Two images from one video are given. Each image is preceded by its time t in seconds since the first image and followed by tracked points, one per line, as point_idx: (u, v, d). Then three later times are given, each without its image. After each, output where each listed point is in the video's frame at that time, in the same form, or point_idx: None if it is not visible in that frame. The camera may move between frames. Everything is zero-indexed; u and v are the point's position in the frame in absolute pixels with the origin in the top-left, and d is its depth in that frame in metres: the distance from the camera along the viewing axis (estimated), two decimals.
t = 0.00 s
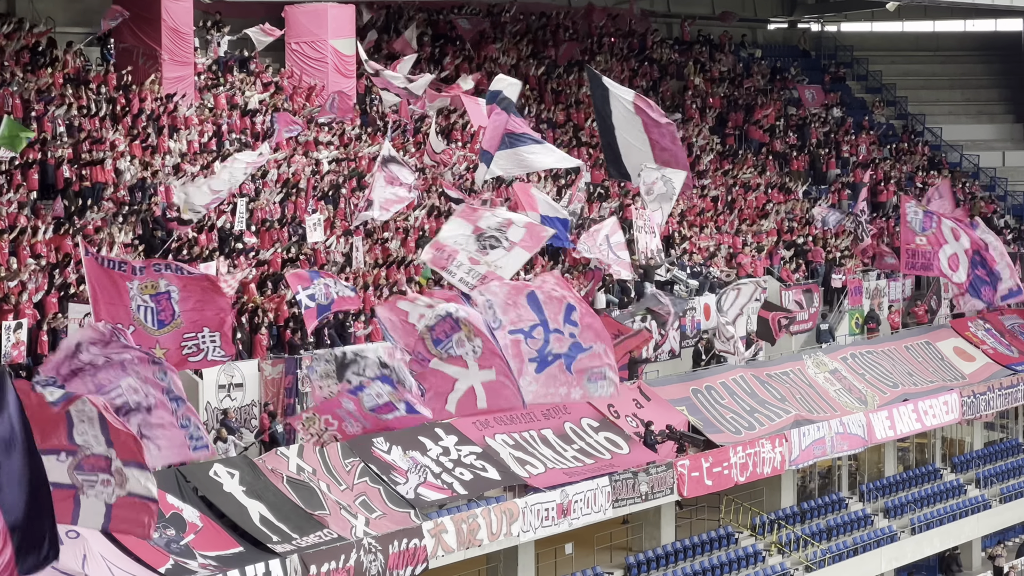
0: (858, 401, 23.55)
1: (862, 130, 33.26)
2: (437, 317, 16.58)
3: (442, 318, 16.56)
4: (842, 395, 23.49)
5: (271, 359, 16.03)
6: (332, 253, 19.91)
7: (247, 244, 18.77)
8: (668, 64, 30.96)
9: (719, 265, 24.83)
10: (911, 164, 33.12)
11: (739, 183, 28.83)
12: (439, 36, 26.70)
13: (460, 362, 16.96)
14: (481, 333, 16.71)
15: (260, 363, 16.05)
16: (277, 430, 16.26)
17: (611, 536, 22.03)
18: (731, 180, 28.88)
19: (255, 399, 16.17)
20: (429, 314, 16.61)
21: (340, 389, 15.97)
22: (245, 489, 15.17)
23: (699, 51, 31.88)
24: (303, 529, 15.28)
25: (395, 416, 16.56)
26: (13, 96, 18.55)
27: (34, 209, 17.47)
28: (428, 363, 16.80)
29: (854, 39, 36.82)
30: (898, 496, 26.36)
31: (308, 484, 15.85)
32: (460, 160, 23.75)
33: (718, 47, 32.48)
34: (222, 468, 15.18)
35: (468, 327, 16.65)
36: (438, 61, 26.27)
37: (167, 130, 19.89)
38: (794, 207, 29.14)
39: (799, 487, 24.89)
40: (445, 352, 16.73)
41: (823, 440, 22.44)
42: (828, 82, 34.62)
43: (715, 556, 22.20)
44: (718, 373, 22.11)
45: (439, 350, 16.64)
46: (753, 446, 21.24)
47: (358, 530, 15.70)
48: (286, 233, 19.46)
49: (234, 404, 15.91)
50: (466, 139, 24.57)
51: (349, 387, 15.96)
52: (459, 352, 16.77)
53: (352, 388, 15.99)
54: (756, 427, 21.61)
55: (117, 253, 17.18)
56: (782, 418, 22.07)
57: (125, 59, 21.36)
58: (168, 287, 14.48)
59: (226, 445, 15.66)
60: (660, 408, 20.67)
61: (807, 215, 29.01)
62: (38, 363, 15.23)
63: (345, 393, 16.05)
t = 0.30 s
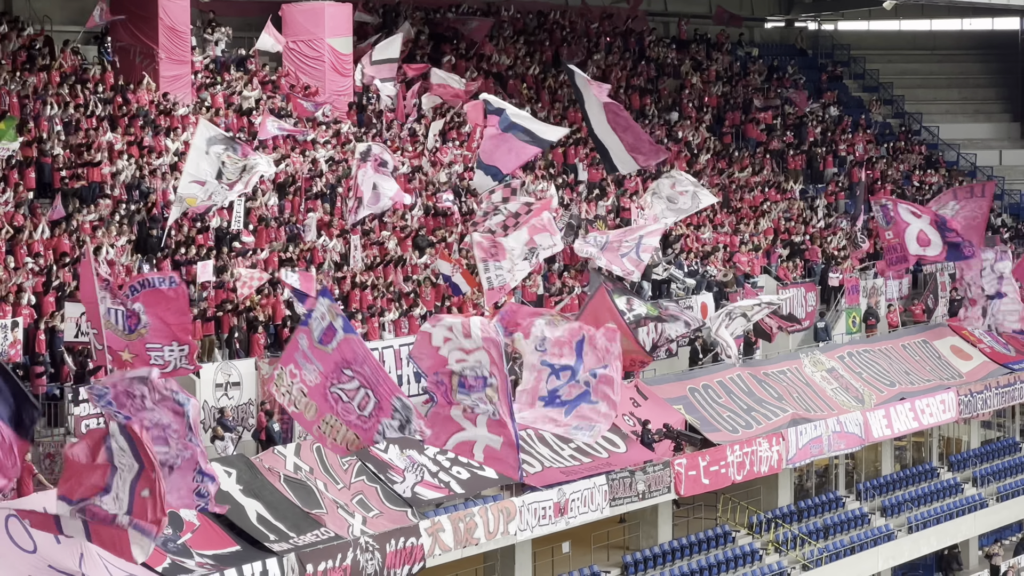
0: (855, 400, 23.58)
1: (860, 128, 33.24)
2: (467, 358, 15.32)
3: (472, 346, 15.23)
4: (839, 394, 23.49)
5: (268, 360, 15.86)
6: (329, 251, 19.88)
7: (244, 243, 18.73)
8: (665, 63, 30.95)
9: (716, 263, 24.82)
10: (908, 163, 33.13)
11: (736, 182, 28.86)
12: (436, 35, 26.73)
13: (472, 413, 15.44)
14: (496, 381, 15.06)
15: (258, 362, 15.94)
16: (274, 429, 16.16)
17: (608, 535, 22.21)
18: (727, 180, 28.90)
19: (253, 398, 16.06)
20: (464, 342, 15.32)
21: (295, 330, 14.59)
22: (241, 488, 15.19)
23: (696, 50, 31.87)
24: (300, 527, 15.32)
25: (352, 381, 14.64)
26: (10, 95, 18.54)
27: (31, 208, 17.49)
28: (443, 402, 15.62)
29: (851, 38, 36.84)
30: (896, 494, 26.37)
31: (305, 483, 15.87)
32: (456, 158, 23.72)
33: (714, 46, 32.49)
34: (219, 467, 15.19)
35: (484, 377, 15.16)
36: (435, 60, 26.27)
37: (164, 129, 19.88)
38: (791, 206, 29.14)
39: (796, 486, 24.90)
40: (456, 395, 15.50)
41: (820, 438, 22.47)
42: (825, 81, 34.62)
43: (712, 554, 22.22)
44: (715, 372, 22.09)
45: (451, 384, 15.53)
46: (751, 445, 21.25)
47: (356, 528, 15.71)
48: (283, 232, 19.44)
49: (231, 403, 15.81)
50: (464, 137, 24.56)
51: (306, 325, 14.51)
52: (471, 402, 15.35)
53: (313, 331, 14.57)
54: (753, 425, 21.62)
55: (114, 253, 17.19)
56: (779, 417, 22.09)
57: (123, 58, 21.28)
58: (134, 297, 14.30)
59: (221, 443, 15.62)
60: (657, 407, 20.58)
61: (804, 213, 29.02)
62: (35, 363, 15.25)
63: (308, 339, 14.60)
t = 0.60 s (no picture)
0: (853, 399, 23.58)
1: (857, 128, 33.23)
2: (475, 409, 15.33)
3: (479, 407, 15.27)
4: (838, 393, 23.49)
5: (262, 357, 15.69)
6: (327, 252, 19.86)
7: (242, 244, 18.72)
8: (663, 63, 30.97)
9: (714, 263, 24.82)
10: (906, 162, 33.11)
11: (734, 182, 28.88)
12: (434, 35, 26.75)
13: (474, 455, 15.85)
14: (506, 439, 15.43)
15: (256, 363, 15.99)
16: (271, 428, 16.07)
17: (606, 535, 22.04)
18: (725, 179, 28.92)
19: (251, 399, 16.06)
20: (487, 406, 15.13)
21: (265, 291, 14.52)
22: (239, 488, 15.18)
23: (694, 50, 31.91)
24: (298, 527, 15.31)
25: (307, 318, 14.23)
26: (8, 96, 18.53)
27: (29, 207, 17.49)
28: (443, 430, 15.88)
29: (849, 37, 36.87)
30: (894, 494, 26.37)
31: (303, 483, 15.85)
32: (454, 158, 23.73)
33: (713, 46, 32.52)
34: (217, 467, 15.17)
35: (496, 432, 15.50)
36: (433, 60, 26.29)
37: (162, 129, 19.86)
38: (789, 205, 29.10)
39: (794, 486, 24.90)
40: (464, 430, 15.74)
41: (818, 438, 22.46)
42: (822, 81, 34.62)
43: (710, 554, 22.23)
44: (713, 372, 22.11)
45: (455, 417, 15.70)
46: (749, 444, 21.24)
47: (354, 528, 15.71)
48: (281, 231, 19.43)
49: (228, 403, 15.79)
50: (461, 137, 24.56)
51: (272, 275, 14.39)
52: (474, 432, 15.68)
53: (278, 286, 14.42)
54: (751, 425, 21.62)
55: (112, 253, 17.18)
56: (777, 416, 22.09)
57: (119, 57, 21.12)
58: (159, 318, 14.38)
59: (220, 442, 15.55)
60: (655, 406, 20.66)
61: (802, 213, 29.00)
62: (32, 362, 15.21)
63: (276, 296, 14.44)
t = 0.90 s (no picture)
0: (852, 399, 23.58)
1: (855, 128, 33.24)
2: (480, 395, 14.45)
3: (480, 388, 14.43)
4: (836, 393, 23.49)
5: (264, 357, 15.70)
6: (325, 251, 19.83)
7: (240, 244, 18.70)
8: (660, 63, 30.99)
9: (713, 263, 24.82)
10: (905, 161, 33.11)
11: (732, 182, 28.90)
12: (432, 34, 26.75)
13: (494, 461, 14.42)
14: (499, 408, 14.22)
15: (254, 362, 15.84)
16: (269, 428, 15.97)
17: (604, 534, 21.98)
18: (723, 179, 28.94)
19: (249, 399, 15.92)
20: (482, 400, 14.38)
21: (223, 280, 15.23)
22: (238, 488, 15.19)
23: (692, 50, 31.98)
24: (297, 527, 15.31)
25: (274, 278, 15.19)
26: (6, 96, 18.48)
27: (27, 207, 17.47)
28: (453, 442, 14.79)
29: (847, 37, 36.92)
30: (892, 494, 26.40)
31: (302, 483, 15.87)
32: (452, 157, 23.72)
33: (711, 45, 32.55)
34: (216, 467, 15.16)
35: (504, 418, 14.28)
36: (431, 60, 26.28)
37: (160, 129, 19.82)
38: (786, 205, 29.06)
39: (792, 485, 24.93)
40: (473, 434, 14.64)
41: (817, 438, 22.46)
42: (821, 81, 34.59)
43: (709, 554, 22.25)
44: (711, 372, 22.11)
45: (463, 422, 14.70)
46: (747, 444, 21.24)
47: (352, 528, 15.75)
48: (279, 231, 19.40)
49: (226, 404, 15.60)
50: (459, 137, 24.53)
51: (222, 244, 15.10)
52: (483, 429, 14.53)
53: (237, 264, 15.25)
54: (750, 425, 21.63)
55: (110, 254, 17.14)
56: (776, 416, 22.09)
57: (118, 57, 21.26)
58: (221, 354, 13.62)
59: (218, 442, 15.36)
60: (654, 406, 20.65)
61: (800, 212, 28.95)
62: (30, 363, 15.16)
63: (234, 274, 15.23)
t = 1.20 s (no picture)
0: (850, 399, 23.59)
1: (853, 127, 33.25)
2: (447, 347, 11.90)
3: (442, 337, 11.87)
4: (834, 393, 23.50)
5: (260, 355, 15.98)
6: (323, 251, 19.83)
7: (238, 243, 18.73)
8: (659, 62, 31.05)
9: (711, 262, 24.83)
10: (903, 161, 33.13)
11: (730, 181, 28.93)
12: (430, 33, 26.77)
13: (492, 410, 11.84)
14: (471, 343, 11.78)
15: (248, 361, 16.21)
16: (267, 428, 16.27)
17: (602, 533, 22.21)
18: (721, 178, 28.97)
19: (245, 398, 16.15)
20: (450, 345, 11.89)
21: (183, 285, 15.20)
22: (236, 487, 15.17)
23: (690, 50, 32.06)
24: (295, 527, 15.29)
25: (239, 269, 15.59)
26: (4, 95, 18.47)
27: (24, 207, 17.47)
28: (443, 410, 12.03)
29: (845, 37, 36.97)
30: (891, 493, 26.40)
31: (300, 483, 15.88)
32: (450, 156, 23.74)
33: (709, 45, 32.60)
34: (214, 466, 15.10)
35: (478, 356, 11.78)
36: (429, 59, 26.31)
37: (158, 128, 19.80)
38: (784, 204, 29.10)
39: (790, 485, 24.97)
40: (457, 393, 11.96)
41: (815, 438, 22.46)
42: (820, 80, 34.62)
43: (707, 553, 22.26)
44: (710, 372, 22.12)
45: (442, 386, 11.96)
46: (745, 444, 21.25)
47: (351, 527, 15.73)
48: (277, 231, 19.41)
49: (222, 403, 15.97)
50: (457, 136, 24.53)
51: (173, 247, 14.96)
52: (466, 381, 11.94)
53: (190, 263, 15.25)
54: (748, 424, 21.64)
55: (108, 254, 17.13)
56: (774, 416, 22.09)
57: (117, 57, 21.29)
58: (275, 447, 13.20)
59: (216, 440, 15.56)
60: (652, 405, 20.66)
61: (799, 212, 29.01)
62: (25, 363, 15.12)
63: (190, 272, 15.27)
